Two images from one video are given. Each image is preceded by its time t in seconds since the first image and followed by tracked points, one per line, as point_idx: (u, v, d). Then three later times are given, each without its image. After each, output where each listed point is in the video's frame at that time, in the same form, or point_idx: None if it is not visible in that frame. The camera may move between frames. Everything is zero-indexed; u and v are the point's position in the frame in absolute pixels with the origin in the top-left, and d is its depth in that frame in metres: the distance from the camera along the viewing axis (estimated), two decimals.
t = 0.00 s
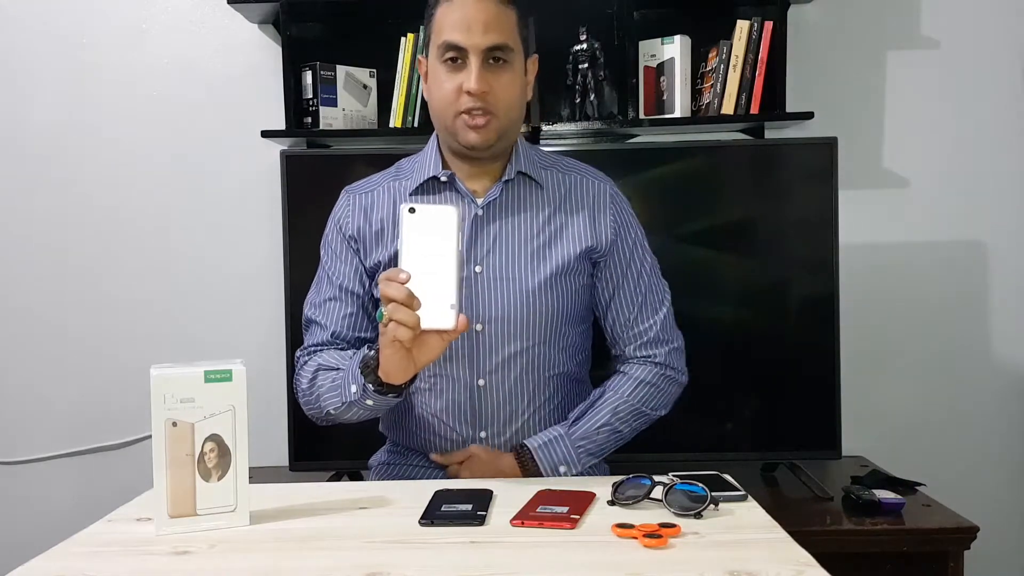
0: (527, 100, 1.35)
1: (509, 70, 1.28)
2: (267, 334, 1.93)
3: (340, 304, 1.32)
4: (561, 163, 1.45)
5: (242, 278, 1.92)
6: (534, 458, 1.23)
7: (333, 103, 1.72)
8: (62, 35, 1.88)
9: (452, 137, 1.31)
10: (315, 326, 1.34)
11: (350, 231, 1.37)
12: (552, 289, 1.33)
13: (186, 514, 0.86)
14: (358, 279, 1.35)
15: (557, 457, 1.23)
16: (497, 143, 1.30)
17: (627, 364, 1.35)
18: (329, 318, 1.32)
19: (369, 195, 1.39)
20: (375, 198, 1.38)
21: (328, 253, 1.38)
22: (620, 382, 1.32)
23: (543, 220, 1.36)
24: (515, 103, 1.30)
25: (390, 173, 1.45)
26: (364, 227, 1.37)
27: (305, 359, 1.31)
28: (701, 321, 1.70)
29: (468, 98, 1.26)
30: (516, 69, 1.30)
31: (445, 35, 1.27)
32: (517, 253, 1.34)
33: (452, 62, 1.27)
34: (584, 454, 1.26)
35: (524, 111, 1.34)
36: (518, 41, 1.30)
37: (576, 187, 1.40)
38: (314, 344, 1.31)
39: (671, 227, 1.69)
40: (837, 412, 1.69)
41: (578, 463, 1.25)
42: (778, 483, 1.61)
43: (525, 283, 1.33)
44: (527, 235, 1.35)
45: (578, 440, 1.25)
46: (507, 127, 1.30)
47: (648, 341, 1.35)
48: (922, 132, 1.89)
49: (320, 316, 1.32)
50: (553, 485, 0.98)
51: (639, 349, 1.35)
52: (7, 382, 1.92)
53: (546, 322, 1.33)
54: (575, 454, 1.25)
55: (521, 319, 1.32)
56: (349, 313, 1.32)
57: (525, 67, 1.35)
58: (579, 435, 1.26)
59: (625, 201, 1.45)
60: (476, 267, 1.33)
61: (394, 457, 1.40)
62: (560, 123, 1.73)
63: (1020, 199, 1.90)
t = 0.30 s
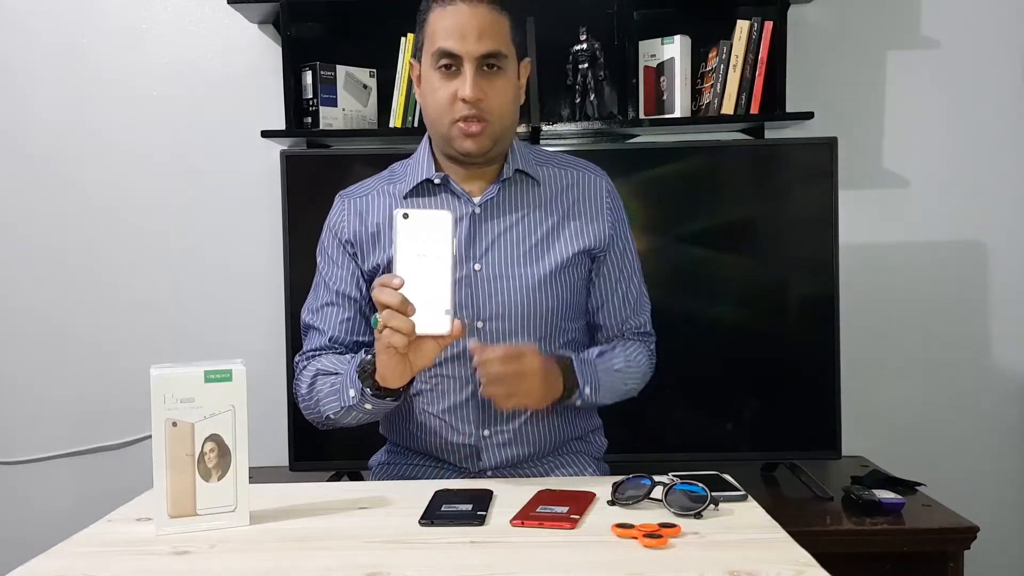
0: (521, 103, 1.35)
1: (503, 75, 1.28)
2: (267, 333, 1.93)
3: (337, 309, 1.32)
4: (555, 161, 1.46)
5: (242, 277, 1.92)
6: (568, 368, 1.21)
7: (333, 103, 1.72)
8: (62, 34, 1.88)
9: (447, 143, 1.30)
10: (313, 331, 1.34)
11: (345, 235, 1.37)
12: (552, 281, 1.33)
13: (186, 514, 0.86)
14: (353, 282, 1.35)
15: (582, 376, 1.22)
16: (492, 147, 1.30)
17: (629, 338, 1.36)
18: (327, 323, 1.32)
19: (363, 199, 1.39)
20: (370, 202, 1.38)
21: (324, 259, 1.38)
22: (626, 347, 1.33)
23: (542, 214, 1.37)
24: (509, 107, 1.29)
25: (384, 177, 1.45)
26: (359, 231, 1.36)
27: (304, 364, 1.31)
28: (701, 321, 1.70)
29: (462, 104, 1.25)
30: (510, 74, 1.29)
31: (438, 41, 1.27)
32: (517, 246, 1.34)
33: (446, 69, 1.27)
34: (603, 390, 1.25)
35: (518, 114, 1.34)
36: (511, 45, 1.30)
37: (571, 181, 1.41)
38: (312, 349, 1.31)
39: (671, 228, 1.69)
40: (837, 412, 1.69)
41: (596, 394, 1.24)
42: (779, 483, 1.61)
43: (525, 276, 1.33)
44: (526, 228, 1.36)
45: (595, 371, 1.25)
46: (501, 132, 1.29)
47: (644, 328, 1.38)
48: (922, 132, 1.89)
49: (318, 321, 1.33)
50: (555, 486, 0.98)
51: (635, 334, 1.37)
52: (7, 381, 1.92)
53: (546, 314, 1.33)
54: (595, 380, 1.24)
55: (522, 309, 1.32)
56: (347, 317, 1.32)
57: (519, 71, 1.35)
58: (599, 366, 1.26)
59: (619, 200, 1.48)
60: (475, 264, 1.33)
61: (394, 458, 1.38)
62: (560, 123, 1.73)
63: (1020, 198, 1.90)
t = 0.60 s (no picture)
0: (520, 104, 1.34)
1: (502, 72, 1.28)
2: (267, 333, 1.93)
3: (342, 308, 1.33)
4: (555, 165, 1.46)
5: (242, 277, 1.92)
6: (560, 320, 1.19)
7: (333, 103, 1.72)
8: (62, 34, 1.88)
9: (447, 141, 1.30)
10: (318, 330, 1.34)
11: (347, 234, 1.37)
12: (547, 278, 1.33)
13: (186, 514, 0.86)
14: (356, 281, 1.35)
15: (573, 331, 1.19)
16: (493, 144, 1.29)
17: (625, 330, 1.33)
18: (332, 322, 1.32)
19: (365, 198, 1.39)
20: (372, 202, 1.38)
21: (326, 259, 1.38)
22: (622, 335, 1.31)
23: (540, 216, 1.37)
24: (508, 106, 1.29)
25: (385, 177, 1.45)
26: (362, 230, 1.37)
27: (309, 363, 1.31)
28: (701, 321, 1.70)
29: (462, 101, 1.25)
30: (509, 71, 1.29)
31: (436, 40, 1.27)
32: (513, 246, 1.35)
33: (445, 67, 1.27)
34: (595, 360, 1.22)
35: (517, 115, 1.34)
36: (510, 45, 1.30)
37: (570, 185, 1.41)
38: (317, 348, 1.31)
39: (671, 228, 1.69)
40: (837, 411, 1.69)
41: (586, 357, 1.20)
42: (778, 483, 1.61)
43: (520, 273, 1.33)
44: (522, 230, 1.36)
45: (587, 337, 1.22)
46: (501, 129, 1.29)
47: (639, 326, 1.34)
48: (922, 132, 1.89)
49: (322, 320, 1.33)
50: (555, 485, 0.98)
51: (629, 331, 1.33)
52: (7, 382, 1.92)
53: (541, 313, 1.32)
54: (588, 342, 1.21)
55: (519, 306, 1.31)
56: (352, 315, 1.33)
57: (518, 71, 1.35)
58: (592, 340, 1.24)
59: (617, 204, 1.48)
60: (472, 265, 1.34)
61: (395, 459, 1.38)
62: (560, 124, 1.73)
63: (1020, 199, 1.90)
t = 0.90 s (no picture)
0: (525, 108, 1.35)
1: (509, 74, 1.28)
2: (267, 333, 1.93)
3: (346, 308, 1.33)
4: (558, 168, 1.46)
5: (242, 277, 1.92)
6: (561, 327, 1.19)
7: (333, 103, 1.72)
8: (62, 34, 1.88)
9: (450, 142, 1.30)
10: (321, 329, 1.34)
11: (352, 234, 1.37)
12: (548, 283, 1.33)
13: (186, 514, 0.86)
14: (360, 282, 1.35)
15: (574, 340, 1.19)
16: (496, 146, 1.29)
17: (625, 336, 1.33)
18: (336, 322, 1.32)
19: (370, 199, 1.39)
20: (377, 203, 1.38)
21: (331, 258, 1.38)
22: (622, 342, 1.31)
23: (544, 220, 1.37)
24: (513, 110, 1.29)
25: (389, 177, 1.45)
26: (367, 230, 1.37)
27: (313, 362, 1.31)
28: (701, 321, 1.70)
29: (468, 102, 1.25)
30: (515, 74, 1.29)
31: (444, 41, 1.27)
32: (515, 251, 1.35)
33: (452, 67, 1.27)
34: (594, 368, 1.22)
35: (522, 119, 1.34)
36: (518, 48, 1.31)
37: (573, 188, 1.41)
38: (321, 347, 1.31)
39: (671, 228, 1.69)
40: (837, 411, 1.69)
41: (586, 366, 1.20)
42: (779, 483, 1.61)
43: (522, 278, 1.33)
44: (524, 235, 1.36)
45: (587, 345, 1.22)
46: (506, 131, 1.29)
47: (638, 331, 1.35)
48: (922, 131, 1.89)
49: (326, 319, 1.32)
50: (555, 485, 0.98)
51: (629, 337, 1.33)
52: (7, 382, 1.92)
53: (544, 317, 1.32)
54: (588, 350, 1.21)
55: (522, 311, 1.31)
56: (356, 316, 1.33)
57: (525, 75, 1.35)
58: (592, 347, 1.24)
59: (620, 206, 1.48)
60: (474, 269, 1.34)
61: (396, 458, 1.38)
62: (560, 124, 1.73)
63: (1020, 199, 1.90)
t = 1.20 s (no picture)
0: (530, 113, 1.34)
1: (514, 80, 1.28)
2: (267, 332, 1.93)
3: (351, 308, 1.33)
4: (563, 170, 1.46)
5: (242, 277, 1.92)
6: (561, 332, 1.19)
7: (333, 103, 1.72)
8: (62, 34, 1.88)
9: (453, 143, 1.31)
10: (326, 328, 1.33)
11: (357, 234, 1.37)
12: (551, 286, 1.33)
13: (186, 514, 0.86)
14: (365, 283, 1.35)
15: (574, 345, 1.19)
16: (498, 151, 1.29)
17: (624, 341, 1.34)
18: (341, 322, 1.32)
19: (375, 198, 1.39)
20: (382, 203, 1.38)
21: (336, 257, 1.38)
22: (621, 346, 1.31)
23: (547, 223, 1.37)
24: (517, 116, 1.29)
25: (394, 177, 1.45)
26: (373, 230, 1.36)
27: (318, 362, 1.31)
28: (700, 321, 1.70)
29: (471, 106, 1.25)
30: (521, 80, 1.29)
31: (451, 45, 1.27)
32: (518, 253, 1.35)
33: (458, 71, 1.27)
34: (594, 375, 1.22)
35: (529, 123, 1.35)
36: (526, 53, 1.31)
37: (577, 191, 1.41)
38: (326, 347, 1.31)
39: (670, 228, 1.69)
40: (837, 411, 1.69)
41: (586, 371, 1.21)
42: (779, 483, 1.61)
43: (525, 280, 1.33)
44: (528, 237, 1.36)
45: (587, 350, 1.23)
46: (508, 137, 1.29)
47: (637, 335, 1.35)
48: (921, 131, 1.89)
49: (331, 319, 1.32)
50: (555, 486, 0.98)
51: (629, 341, 1.34)
52: (7, 382, 1.92)
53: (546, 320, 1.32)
54: (587, 355, 1.21)
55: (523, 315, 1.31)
56: (361, 316, 1.33)
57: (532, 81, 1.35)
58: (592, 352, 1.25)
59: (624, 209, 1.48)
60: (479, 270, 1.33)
61: (396, 457, 1.38)
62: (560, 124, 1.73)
63: (1020, 199, 1.90)
